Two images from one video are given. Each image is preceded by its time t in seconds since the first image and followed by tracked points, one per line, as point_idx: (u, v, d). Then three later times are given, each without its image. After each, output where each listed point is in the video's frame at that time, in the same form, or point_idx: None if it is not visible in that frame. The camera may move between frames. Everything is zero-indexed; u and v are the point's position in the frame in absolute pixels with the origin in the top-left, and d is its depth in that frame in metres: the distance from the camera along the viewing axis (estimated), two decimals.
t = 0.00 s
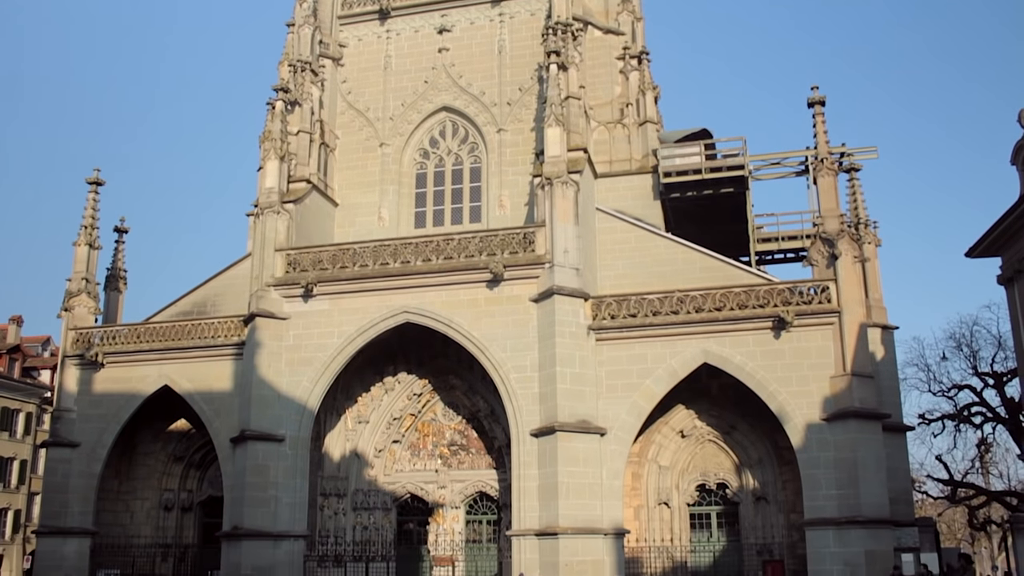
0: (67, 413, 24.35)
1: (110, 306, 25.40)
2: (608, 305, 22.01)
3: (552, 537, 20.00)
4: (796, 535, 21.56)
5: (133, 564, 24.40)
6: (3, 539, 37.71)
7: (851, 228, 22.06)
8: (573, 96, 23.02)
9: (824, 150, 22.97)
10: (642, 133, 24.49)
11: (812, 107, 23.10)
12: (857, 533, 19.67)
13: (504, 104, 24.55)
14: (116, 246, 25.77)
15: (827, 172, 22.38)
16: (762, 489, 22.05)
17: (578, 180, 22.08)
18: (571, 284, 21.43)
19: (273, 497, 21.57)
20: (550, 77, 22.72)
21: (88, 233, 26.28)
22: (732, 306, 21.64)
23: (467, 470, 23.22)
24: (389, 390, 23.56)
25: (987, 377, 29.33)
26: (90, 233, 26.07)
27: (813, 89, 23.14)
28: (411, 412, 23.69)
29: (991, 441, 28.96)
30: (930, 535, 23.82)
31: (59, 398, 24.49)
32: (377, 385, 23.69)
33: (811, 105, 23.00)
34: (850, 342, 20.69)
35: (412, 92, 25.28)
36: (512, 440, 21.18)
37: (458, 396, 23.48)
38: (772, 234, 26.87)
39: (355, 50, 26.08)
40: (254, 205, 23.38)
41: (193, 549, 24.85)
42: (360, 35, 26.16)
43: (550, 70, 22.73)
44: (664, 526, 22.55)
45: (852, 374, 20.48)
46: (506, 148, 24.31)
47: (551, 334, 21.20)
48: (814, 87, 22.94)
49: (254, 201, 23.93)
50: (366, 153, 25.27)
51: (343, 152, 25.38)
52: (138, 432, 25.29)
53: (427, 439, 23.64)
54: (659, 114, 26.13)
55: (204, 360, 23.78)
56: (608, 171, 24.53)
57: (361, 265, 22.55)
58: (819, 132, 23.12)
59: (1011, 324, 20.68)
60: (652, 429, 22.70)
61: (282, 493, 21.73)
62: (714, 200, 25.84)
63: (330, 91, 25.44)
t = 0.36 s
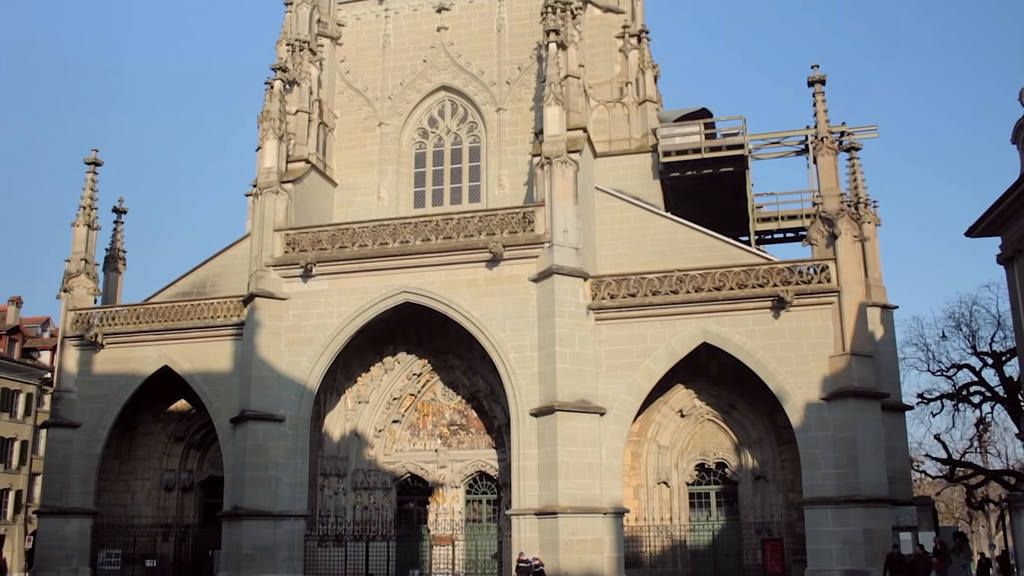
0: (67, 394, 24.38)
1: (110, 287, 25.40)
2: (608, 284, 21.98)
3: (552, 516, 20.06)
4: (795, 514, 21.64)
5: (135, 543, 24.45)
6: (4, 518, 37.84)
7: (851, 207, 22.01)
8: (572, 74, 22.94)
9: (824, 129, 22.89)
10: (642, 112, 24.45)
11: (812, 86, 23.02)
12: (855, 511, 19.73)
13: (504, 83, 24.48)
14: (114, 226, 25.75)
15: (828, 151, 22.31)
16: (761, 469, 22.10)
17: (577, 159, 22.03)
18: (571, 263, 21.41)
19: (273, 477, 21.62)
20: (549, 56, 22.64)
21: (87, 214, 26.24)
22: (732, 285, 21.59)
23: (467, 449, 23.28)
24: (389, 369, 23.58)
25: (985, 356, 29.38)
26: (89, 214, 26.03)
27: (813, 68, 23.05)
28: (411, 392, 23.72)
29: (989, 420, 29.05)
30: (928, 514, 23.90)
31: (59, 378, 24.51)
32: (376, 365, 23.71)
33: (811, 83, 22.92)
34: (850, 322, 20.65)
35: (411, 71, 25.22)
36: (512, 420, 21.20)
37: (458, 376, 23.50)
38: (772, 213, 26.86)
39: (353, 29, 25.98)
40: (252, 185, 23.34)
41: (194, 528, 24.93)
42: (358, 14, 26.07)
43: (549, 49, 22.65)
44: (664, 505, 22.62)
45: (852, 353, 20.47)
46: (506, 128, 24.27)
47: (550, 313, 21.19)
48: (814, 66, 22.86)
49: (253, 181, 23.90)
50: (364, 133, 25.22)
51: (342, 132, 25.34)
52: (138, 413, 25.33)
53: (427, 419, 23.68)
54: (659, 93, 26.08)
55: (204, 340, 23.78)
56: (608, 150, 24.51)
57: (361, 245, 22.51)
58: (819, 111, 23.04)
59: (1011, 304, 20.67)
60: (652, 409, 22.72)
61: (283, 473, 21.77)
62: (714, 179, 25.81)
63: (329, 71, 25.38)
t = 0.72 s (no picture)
0: (67, 381, 24.40)
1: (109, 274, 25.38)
2: (607, 271, 21.95)
3: (551, 502, 20.09)
4: (794, 500, 21.69)
5: (135, 530, 24.51)
6: (5, 506, 37.92)
7: (850, 193, 21.98)
8: (572, 60, 22.91)
9: (824, 115, 22.83)
10: (641, 97, 24.42)
11: (812, 71, 22.96)
12: (854, 497, 19.76)
13: (503, 69, 24.43)
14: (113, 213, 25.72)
15: (828, 137, 22.25)
16: (761, 455, 22.13)
17: (576, 146, 22.00)
18: (570, 250, 21.39)
19: (274, 463, 21.65)
20: (549, 42, 22.59)
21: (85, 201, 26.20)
22: (732, 271, 21.57)
23: (467, 436, 23.31)
24: (388, 356, 23.60)
25: (985, 342, 29.41)
26: (87, 201, 25.98)
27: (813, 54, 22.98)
28: (410, 378, 23.73)
29: (989, 406, 29.10)
30: (928, 499, 23.94)
31: (59, 366, 24.52)
32: (376, 352, 23.73)
33: (811, 69, 22.86)
34: (850, 308, 20.64)
35: (410, 57, 25.18)
36: (512, 406, 21.21)
37: (458, 362, 23.52)
38: (772, 199, 26.86)
39: (352, 15, 25.91)
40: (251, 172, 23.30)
41: (194, 515, 25.00)
42: None
43: (548, 35, 22.60)
44: (663, 491, 22.68)
45: (852, 340, 20.47)
46: (505, 114, 24.23)
47: (550, 300, 21.19)
48: (814, 51, 22.80)
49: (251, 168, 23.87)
50: (363, 119, 25.18)
51: (341, 119, 25.29)
52: (138, 400, 25.37)
53: (427, 405, 23.70)
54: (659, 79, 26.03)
55: (203, 327, 23.77)
56: (607, 136, 24.48)
57: (360, 232, 22.48)
58: (819, 97, 22.98)
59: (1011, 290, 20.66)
60: (651, 395, 22.74)
61: (283, 460, 21.80)
62: (714, 165, 25.79)
63: (328, 57, 25.32)
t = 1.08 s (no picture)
0: (67, 368, 24.40)
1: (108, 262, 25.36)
2: (607, 258, 21.93)
3: (551, 489, 20.10)
4: (794, 486, 21.74)
5: (136, 517, 24.55)
6: (6, 493, 38.00)
7: (850, 180, 21.95)
8: (571, 47, 22.89)
9: (825, 102, 22.77)
10: (641, 84, 24.40)
11: (812, 58, 22.91)
12: (853, 484, 19.80)
13: (502, 55, 24.37)
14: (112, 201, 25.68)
15: (828, 123, 22.21)
16: (760, 442, 22.17)
17: (576, 132, 21.97)
18: (570, 237, 21.37)
19: (274, 450, 21.68)
20: (548, 29, 22.53)
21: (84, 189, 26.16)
22: (732, 258, 21.56)
23: (467, 423, 23.34)
24: (388, 343, 23.60)
25: (984, 329, 29.44)
26: (86, 189, 25.94)
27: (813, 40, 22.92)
28: (410, 365, 23.75)
29: (988, 392, 29.17)
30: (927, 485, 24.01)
31: (59, 353, 24.52)
32: (376, 339, 23.73)
33: (811, 56, 22.79)
34: (850, 295, 20.63)
35: (409, 44, 25.13)
36: (512, 392, 21.22)
37: (458, 349, 23.53)
38: (772, 186, 26.86)
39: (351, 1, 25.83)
40: (250, 159, 23.25)
41: (195, 502, 25.06)
42: None
43: (548, 21, 22.54)
44: (663, 478, 22.72)
45: (851, 326, 20.47)
46: (504, 101, 24.19)
47: (550, 287, 21.18)
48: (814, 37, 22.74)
49: (250, 155, 23.83)
50: (362, 106, 25.13)
51: (340, 106, 25.24)
52: (138, 387, 25.42)
53: (427, 392, 23.72)
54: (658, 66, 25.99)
55: (203, 314, 23.76)
56: (607, 122, 24.44)
57: (359, 218, 22.44)
58: (819, 83, 22.93)
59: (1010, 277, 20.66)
60: (650, 382, 22.76)
61: (283, 447, 21.82)
62: (714, 152, 25.75)
63: (326, 44, 25.26)
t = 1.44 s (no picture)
0: (67, 352, 24.41)
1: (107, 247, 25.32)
2: (607, 240, 21.91)
3: (551, 471, 20.13)
4: (793, 468, 21.79)
5: (137, 500, 24.67)
6: (8, 477, 38.11)
7: (850, 162, 21.90)
8: (570, 29, 22.89)
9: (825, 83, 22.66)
10: (640, 66, 24.39)
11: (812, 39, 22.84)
12: (853, 465, 19.84)
13: (501, 37, 24.30)
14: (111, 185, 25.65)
15: (828, 105, 22.13)
16: (760, 423, 22.20)
17: (575, 114, 21.93)
18: (569, 219, 21.35)
19: (274, 433, 21.71)
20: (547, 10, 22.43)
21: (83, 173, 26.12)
22: (731, 240, 21.53)
23: (467, 405, 23.37)
24: (388, 326, 23.61)
25: (984, 312, 29.45)
26: (85, 173, 25.90)
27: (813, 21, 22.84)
28: (410, 348, 23.78)
29: (987, 375, 29.21)
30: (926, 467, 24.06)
31: (59, 338, 24.52)
32: (375, 322, 23.74)
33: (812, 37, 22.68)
34: (850, 277, 20.62)
35: (407, 26, 25.09)
36: (511, 375, 21.23)
37: (457, 332, 23.53)
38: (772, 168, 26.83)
39: None
40: (249, 142, 23.20)
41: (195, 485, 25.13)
42: None
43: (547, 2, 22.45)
44: (663, 460, 22.77)
45: (851, 309, 20.48)
46: (502, 83, 24.12)
47: (550, 270, 21.17)
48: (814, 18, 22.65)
49: (249, 138, 23.78)
50: (361, 89, 25.07)
51: (338, 88, 25.19)
52: (138, 371, 25.45)
53: (427, 375, 23.75)
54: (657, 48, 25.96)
55: (203, 298, 23.76)
56: (607, 105, 24.39)
57: (359, 201, 22.40)
58: (819, 65, 22.86)
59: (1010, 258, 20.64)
60: (650, 364, 22.78)
61: (283, 430, 21.85)
62: (714, 134, 25.70)
63: (324, 26, 25.20)
